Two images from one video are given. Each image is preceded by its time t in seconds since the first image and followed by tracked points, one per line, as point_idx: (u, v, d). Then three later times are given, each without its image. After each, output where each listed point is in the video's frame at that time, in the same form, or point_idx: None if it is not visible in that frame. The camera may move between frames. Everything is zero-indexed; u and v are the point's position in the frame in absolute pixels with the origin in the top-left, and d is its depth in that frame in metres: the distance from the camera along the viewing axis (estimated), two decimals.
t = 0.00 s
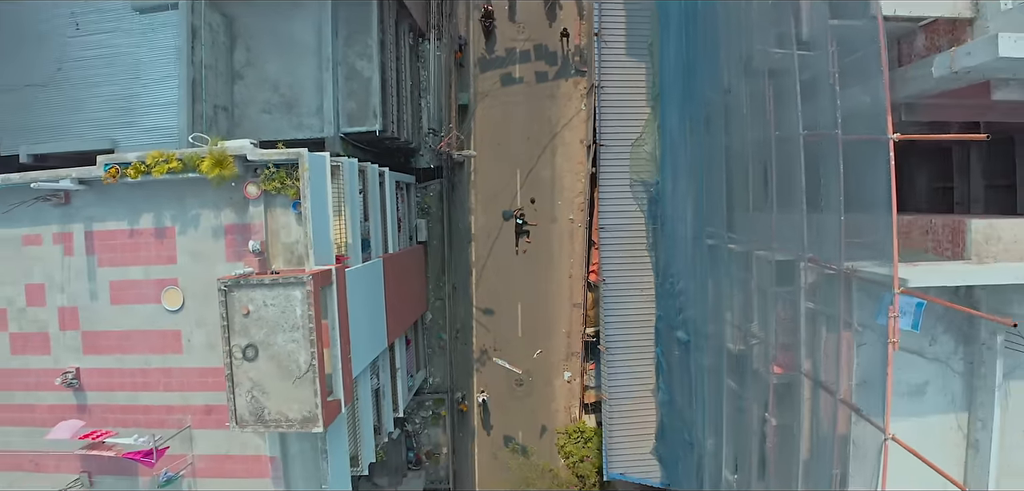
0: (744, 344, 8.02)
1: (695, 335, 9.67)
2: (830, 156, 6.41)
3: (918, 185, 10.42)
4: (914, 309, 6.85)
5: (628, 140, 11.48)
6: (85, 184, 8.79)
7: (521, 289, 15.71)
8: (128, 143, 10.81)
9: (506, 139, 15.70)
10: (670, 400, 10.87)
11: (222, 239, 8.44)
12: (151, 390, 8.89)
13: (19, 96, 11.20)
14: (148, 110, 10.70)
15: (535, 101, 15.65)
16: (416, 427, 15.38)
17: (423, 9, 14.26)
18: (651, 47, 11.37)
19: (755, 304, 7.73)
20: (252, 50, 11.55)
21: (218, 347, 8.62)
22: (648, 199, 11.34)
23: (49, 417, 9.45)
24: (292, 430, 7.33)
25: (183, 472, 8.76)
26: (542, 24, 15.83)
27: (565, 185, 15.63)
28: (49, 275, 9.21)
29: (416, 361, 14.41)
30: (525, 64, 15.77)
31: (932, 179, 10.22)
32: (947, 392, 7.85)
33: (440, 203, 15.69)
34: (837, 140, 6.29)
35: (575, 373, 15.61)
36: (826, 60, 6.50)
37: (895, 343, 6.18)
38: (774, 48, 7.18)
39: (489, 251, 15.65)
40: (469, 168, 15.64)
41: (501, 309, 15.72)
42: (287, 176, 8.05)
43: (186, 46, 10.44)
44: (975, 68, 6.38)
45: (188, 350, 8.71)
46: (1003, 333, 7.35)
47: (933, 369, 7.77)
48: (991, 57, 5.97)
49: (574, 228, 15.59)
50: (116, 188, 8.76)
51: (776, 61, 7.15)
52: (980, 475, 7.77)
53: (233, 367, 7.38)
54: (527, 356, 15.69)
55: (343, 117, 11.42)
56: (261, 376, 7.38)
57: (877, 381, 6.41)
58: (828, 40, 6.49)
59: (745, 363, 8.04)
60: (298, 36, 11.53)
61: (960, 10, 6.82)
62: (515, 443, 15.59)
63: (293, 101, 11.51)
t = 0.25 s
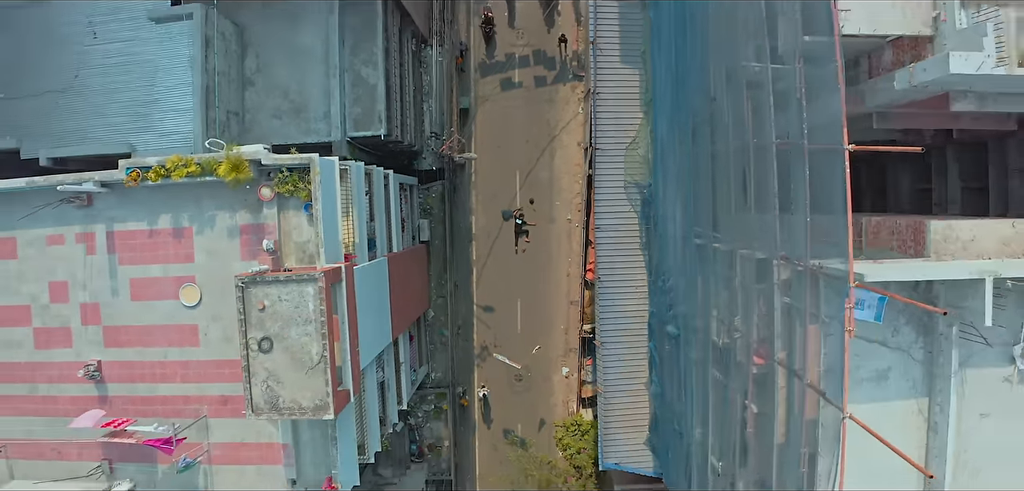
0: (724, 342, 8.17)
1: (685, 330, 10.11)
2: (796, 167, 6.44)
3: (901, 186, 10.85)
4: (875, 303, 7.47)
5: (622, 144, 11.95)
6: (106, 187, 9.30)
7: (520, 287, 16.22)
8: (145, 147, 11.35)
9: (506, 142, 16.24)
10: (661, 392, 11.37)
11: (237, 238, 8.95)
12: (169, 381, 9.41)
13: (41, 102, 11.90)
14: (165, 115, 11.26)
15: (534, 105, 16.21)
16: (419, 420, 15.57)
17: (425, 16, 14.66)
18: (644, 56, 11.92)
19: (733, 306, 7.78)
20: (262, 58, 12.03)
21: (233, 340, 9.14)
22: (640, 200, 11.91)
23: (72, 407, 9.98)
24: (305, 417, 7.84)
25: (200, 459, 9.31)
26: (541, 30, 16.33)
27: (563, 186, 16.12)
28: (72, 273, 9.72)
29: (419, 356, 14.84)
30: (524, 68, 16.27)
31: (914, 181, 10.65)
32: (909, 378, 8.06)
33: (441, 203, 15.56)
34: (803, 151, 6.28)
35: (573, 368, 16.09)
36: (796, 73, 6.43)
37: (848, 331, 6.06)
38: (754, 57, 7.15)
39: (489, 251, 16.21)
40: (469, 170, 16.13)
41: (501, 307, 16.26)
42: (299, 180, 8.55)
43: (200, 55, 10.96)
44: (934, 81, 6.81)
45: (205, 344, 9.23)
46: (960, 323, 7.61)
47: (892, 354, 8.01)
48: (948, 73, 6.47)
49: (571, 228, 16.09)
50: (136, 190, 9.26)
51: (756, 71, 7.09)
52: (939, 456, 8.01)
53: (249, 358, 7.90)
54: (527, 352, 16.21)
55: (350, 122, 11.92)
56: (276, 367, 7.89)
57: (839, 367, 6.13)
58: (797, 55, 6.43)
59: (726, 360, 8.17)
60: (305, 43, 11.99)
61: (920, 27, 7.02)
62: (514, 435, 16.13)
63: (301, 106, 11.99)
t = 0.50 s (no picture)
0: (714, 337, 8.48)
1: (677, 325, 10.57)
2: (775, 170, 6.61)
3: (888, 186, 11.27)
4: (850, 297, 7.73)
5: (618, 145, 12.37)
6: (122, 188, 9.69)
7: (520, 285, 16.60)
8: (156, 149, 11.73)
9: (506, 144, 16.63)
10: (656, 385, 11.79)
11: (248, 237, 9.35)
12: (182, 375, 9.79)
13: (54, 105, 12.25)
14: (176, 119, 11.63)
15: (533, 108, 16.59)
16: (421, 416, 16.01)
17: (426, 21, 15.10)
18: (639, 60, 12.31)
19: (722, 303, 8.13)
20: (269, 63, 12.39)
21: (244, 335, 9.53)
22: (636, 201, 12.26)
23: (87, 401, 10.38)
24: (314, 407, 8.25)
25: (212, 449, 9.71)
26: (540, 34, 16.71)
27: (561, 187, 16.51)
28: (87, 271, 10.10)
29: (421, 352, 15.24)
30: (523, 72, 16.66)
31: (900, 182, 11.08)
32: (882, 368, 8.05)
33: (443, 204, 16.01)
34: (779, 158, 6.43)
35: (571, 365, 16.44)
36: (774, 82, 6.55)
37: (820, 322, 6.19)
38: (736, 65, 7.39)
39: (489, 250, 16.60)
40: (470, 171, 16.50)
41: (501, 304, 16.66)
42: (308, 182, 8.98)
43: (210, 61, 11.36)
44: (907, 90, 6.87)
45: (217, 339, 9.62)
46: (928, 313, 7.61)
47: (864, 344, 7.98)
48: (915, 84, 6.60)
49: (570, 227, 16.49)
50: (151, 191, 9.65)
51: (738, 79, 7.34)
52: (912, 441, 8.05)
53: (261, 351, 8.30)
54: (526, 348, 16.58)
55: (354, 125, 12.34)
56: (287, 360, 8.30)
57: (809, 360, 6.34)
58: (775, 64, 6.53)
59: (717, 356, 8.43)
60: (311, 48, 12.34)
61: (892, 39, 7.30)
62: (514, 430, 16.51)
63: (307, 109, 12.35)
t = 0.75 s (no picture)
0: (704, 332, 8.81)
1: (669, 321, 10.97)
2: (757, 172, 6.91)
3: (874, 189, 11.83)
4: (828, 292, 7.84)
5: (615, 148, 12.74)
6: (136, 189, 10.08)
7: (519, 284, 16.96)
8: (167, 152, 12.14)
9: (506, 145, 17.00)
10: (651, 380, 12.19)
11: (257, 237, 9.74)
12: (194, 369, 10.18)
13: (70, 109, 12.80)
14: (186, 123, 12.02)
15: (532, 110, 16.98)
16: (422, 411, 16.75)
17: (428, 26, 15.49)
18: (634, 65, 12.70)
19: (711, 299, 8.47)
20: (276, 68, 12.78)
21: (254, 331, 9.93)
22: (631, 201, 12.64)
23: (102, 394, 10.78)
24: (321, 399, 8.66)
25: (223, 440, 10.11)
26: (538, 38, 17.09)
27: (560, 187, 16.89)
28: (102, 269, 10.50)
29: (422, 349, 15.66)
30: (523, 75, 17.04)
31: (885, 183, 11.69)
32: (859, 360, 8.16)
33: (444, 204, 16.64)
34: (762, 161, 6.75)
35: (569, 362, 16.79)
36: (755, 89, 6.88)
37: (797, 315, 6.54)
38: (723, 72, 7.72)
39: (489, 249, 16.97)
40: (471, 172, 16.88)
41: (501, 303, 17.00)
42: (315, 183, 9.36)
43: (219, 66, 11.85)
44: (882, 99, 7.10)
45: (227, 334, 10.01)
46: (902, 303, 7.73)
47: (838, 333, 8.13)
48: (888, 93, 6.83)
49: (568, 227, 16.86)
50: (164, 193, 10.04)
51: (726, 86, 7.67)
52: (887, 428, 8.15)
53: (271, 346, 8.70)
54: (525, 345, 16.93)
55: (358, 128, 12.79)
56: (296, 354, 8.70)
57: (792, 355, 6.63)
58: (757, 73, 6.87)
59: (708, 350, 8.74)
60: (315, 53, 12.72)
61: (867, 49, 7.62)
62: (513, 425, 16.85)
63: (312, 113, 12.74)
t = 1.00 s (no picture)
0: (696, 329, 9.14)
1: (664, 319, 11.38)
2: (740, 176, 7.24)
3: (864, 191, 12.09)
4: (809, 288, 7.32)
5: (612, 150, 13.11)
6: (149, 191, 10.47)
7: (519, 283, 17.34)
8: (177, 154, 12.53)
9: (505, 147, 17.38)
10: (646, 375, 12.64)
11: (266, 236, 10.13)
12: (205, 364, 10.57)
13: (82, 112, 13.19)
14: (196, 126, 12.43)
15: (532, 113, 17.36)
16: (425, 407, 16.92)
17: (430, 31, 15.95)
18: (630, 70, 13.09)
19: (702, 297, 8.81)
20: (282, 73, 13.19)
21: (263, 327, 10.33)
22: (627, 201, 13.03)
23: (115, 388, 11.17)
24: (328, 392, 9.06)
25: (233, 432, 10.52)
26: (538, 42, 17.48)
27: (559, 188, 17.26)
28: (116, 268, 10.89)
29: (424, 346, 16.06)
30: (523, 78, 17.43)
31: (874, 186, 11.91)
32: (839, 353, 8.16)
33: (445, 204, 16.92)
34: (744, 166, 7.07)
35: (568, 359, 17.21)
36: (740, 97, 7.21)
37: (774, 309, 6.64)
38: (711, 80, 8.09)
39: (489, 249, 17.37)
40: (472, 173, 17.28)
41: (501, 301, 17.39)
42: (322, 185, 9.71)
43: (229, 71, 12.24)
44: (859, 107, 7.08)
45: (237, 330, 10.40)
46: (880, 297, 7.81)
47: (818, 325, 8.14)
48: (864, 102, 6.83)
49: (567, 227, 17.23)
50: (176, 194, 10.43)
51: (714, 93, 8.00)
52: (866, 418, 8.14)
53: (281, 341, 9.09)
54: (524, 343, 17.31)
55: (362, 131, 13.17)
56: (304, 349, 9.09)
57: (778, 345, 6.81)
58: (741, 82, 7.20)
59: (699, 346, 9.09)
60: (321, 59, 13.13)
61: (846, 59, 7.64)
62: (513, 420, 17.24)
63: (318, 117, 13.14)
